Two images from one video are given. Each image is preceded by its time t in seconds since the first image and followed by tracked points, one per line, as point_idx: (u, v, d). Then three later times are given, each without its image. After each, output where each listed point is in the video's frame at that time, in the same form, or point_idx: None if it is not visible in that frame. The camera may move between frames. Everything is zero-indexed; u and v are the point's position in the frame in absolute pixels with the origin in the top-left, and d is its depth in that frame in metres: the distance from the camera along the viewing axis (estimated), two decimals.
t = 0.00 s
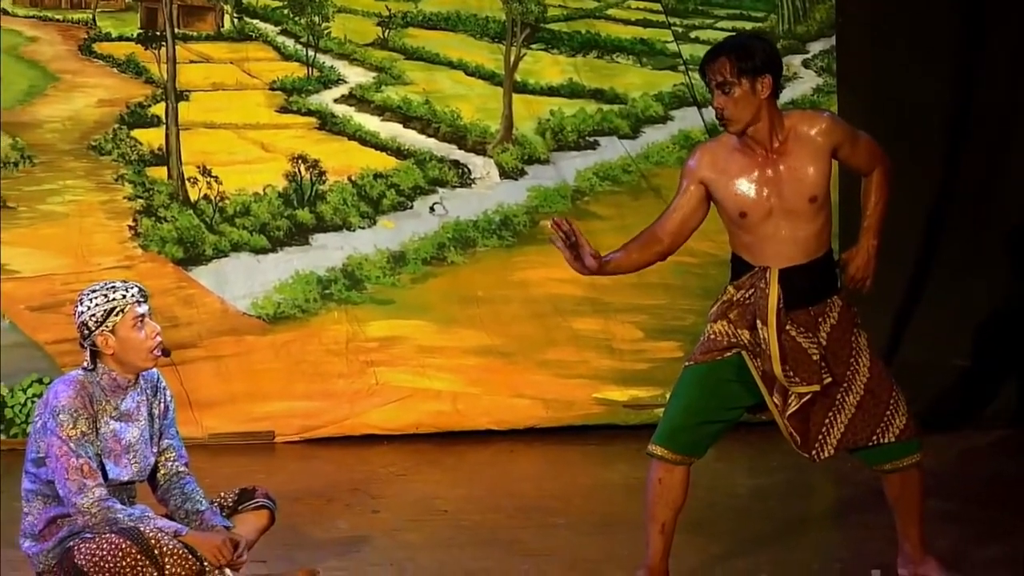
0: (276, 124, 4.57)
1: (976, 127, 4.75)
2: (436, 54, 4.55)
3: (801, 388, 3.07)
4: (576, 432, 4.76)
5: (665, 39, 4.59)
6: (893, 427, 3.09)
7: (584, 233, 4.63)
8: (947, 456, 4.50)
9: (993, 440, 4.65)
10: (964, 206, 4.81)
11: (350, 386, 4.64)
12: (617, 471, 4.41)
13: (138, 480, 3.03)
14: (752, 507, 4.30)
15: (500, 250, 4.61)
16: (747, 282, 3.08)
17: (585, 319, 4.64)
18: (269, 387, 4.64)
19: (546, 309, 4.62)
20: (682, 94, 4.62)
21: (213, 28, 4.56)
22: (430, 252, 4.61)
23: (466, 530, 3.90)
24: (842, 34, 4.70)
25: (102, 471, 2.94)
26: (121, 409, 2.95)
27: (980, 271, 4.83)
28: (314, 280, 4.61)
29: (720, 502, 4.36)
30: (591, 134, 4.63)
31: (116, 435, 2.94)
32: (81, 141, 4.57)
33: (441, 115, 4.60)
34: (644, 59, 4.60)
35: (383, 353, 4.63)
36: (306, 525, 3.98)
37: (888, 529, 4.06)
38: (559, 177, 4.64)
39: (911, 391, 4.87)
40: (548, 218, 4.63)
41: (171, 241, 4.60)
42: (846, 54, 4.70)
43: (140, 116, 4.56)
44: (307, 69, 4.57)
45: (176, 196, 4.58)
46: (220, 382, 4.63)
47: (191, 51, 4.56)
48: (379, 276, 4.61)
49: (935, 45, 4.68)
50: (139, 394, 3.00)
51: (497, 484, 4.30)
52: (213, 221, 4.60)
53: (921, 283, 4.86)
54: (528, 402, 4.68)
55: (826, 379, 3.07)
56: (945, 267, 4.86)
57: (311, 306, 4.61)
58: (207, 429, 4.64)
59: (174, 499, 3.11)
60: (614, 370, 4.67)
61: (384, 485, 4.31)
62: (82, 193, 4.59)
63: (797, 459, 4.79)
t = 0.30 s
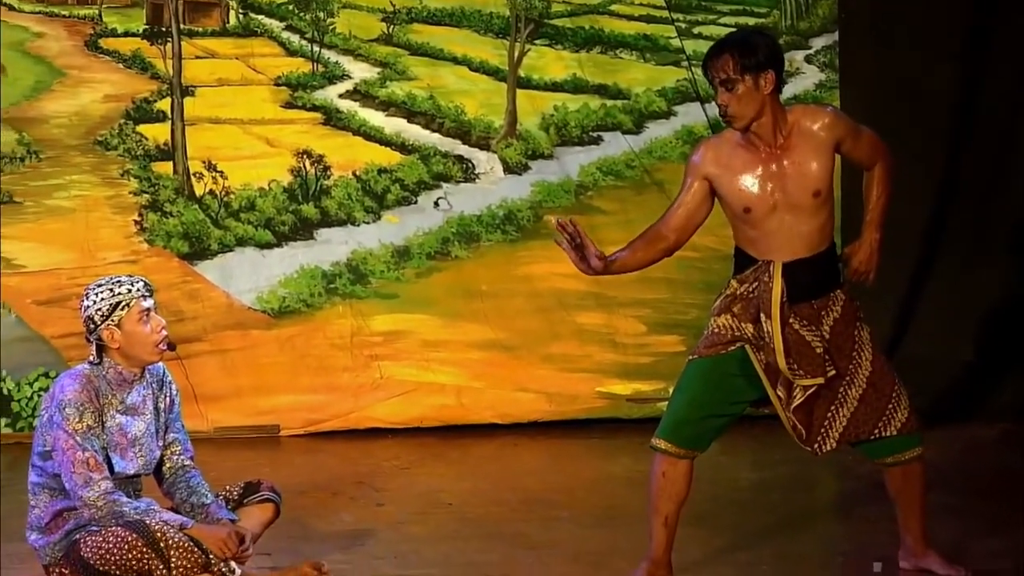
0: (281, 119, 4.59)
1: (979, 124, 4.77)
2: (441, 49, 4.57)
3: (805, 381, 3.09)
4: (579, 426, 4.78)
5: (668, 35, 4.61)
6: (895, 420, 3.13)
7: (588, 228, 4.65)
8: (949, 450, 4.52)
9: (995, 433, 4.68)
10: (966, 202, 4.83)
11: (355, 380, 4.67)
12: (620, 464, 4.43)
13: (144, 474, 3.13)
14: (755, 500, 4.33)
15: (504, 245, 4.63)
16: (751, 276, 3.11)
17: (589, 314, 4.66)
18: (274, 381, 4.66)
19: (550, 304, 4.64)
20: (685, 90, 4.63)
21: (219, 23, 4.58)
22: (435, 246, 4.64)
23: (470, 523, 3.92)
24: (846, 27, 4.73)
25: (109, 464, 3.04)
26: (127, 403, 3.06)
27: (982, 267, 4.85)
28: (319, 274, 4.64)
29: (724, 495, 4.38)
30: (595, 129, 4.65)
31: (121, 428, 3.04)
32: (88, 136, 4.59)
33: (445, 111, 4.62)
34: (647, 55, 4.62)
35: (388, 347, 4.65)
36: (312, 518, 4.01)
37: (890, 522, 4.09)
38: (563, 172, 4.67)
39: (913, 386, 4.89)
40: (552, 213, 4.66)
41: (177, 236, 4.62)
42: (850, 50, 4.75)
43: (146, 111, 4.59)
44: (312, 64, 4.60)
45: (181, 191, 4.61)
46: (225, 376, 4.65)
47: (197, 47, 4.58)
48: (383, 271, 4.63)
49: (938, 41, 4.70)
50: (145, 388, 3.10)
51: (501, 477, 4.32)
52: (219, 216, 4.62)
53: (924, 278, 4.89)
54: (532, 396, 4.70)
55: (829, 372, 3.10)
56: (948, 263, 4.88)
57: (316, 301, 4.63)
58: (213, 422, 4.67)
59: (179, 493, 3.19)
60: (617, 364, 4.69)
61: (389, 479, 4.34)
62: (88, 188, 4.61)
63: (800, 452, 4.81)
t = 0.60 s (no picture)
0: (290, 121, 4.77)
1: (965, 125, 4.96)
2: (444, 54, 4.75)
3: (795, 373, 3.27)
4: (577, 416, 4.96)
5: (663, 40, 4.79)
6: (881, 410, 3.31)
7: (585, 226, 4.83)
8: (934, 441, 4.69)
9: (977, 424, 4.86)
10: (952, 201, 5.01)
11: (361, 371, 4.84)
12: (616, 453, 4.61)
13: (158, 461, 3.31)
14: (746, 488, 4.51)
15: (505, 242, 4.82)
16: (743, 272, 3.28)
17: (586, 308, 4.84)
18: (283, 372, 4.84)
19: (549, 299, 4.82)
20: (679, 92, 4.82)
21: (230, 28, 4.76)
22: (438, 243, 4.82)
23: (473, 510, 4.09)
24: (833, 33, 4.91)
25: (125, 453, 3.22)
26: (141, 394, 3.24)
27: (966, 263, 5.03)
28: (326, 270, 4.81)
29: (716, 483, 4.56)
30: (592, 130, 4.83)
31: (136, 419, 3.22)
32: (104, 137, 4.77)
33: (448, 113, 4.80)
34: (643, 59, 4.80)
35: (393, 340, 4.83)
36: (320, 505, 4.18)
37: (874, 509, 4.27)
38: (562, 172, 4.84)
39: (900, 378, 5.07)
40: (551, 211, 4.83)
41: (190, 233, 4.80)
42: (839, 55, 4.91)
43: (160, 113, 4.77)
44: (320, 68, 4.78)
45: (194, 190, 4.79)
46: (236, 368, 4.83)
47: (209, 51, 4.75)
48: (389, 267, 4.81)
49: (928, 45, 4.88)
50: (159, 380, 3.29)
51: (502, 466, 4.50)
52: (230, 214, 4.80)
53: (910, 275, 5.05)
54: (531, 387, 4.88)
55: (818, 364, 3.28)
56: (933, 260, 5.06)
57: (324, 295, 4.81)
58: (224, 412, 4.84)
59: (192, 481, 3.38)
60: (614, 356, 4.87)
61: (394, 467, 4.52)
62: (104, 187, 4.78)
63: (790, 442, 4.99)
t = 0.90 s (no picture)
0: (297, 124, 4.92)
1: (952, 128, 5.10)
2: (446, 59, 4.91)
3: (785, 367, 3.41)
4: (575, 411, 5.10)
5: (658, 45, 4.94)
6: (868, 404, 3.44)
7: (583, 225, 4.97)
8: (922, 435, 4.84)
9: (964, 418, 5.01)
10: (940, 201, 5.16)
11: (365, 367, 4.99)
12: (613, 446, 4.75)
13: (169, 454, 3.47)
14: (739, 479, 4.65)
15: (505, 241, 4.97)
16: (734, 270, 3.43)
17: (584, 306, 4.98)
18: (289, 368, 4.98)
19: (548, 297, 4.97)
20: (674, 96, 4.96)
21: (238, 34, 4.91)
22: (440, 243, 4.97)
23: (474, 501, 4.24)
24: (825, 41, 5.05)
25: (137, 445, 3.39)
26: (152, 389, 3.39)
27: (954, 261, 5.18)
28: (331, 269, 4.97)
29: (710, 475, 4.70)
30: (589, 133, 4.98)
31: (147, 412, 3.38)
32: (116, 140, 4.92)
33: (450, 116, 4.95)
34: (638, 64, 4.96)
35: (397, 336, 4.98)
36: (325, 496, 4.32)
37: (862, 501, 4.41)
38: (560, 173, 4.99)
39: (889, 374, 5.22)
40: (549, 211, 4.98)
41: (199, 233, 4.95)
42: (831, 59, 5.05)
43: (170, 116, 4.92)
44: (325, 72, 4.93)
45: (203, 191, 4.94)
46: (244, 364, 4.98)
47: (218, 56, 4.90)
48: (392, 265, 4.96)
49: (913, 51, 5.03)
50: (169, 375, 3.43)
51: (502, 459, 4.64)
52: (239, 214, 4.95)
53: (899, 274, 5.19)
54: (531, 382, 5.03)
55: (807, 359, 3.42)
56: (922, 259, 5.19)
57: (329, 293, 4.96)
58: (232, 407, 4.99)
59: (201, 472, 3.51)
60: (610, 352, 5.02)
61: (398, 459, 4.66)
62: (116, 188, 4.94)
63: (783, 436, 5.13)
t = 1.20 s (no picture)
0: (297, 123, 4.95)
1: (948, 128, 5.10)
2: (445, 58, 4.93)
3: (753, 364, 3.44)
4: (574, 408, 5.13)
5: (656, 45, 4.97)
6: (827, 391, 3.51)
7: (582, 224, 5.00)
8: (919, 434, 4.86)
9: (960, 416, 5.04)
10: (936, 202, 5.15)
11: (364, 365, 5.02)
12: (611, 444, 4.78)
13: (169, 452, 3.49)
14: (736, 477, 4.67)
15: (504, 239, 4.99)
16: (692, 274, 3.43)
17: (583, 304, 5.00)
18: (289, 366, 5.01)
19: (546, 295, 5.00)
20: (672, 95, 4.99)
21: (238, 34, 4.94)
22: (439, 241, 4.99)
23: (473, 498, 4.26)
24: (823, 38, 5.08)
25: (137, 443, 3.41)
26: (153, 386, 3.42)
27: (949, 262, 5.17)
28: (331, 267, 4.99)
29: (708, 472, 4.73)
30: (588, 132, 5.00)
31: (148, 410, 3.40)
32: (117, 139, 4.95)
33: (449, 115, 4.98)
34: (637, 64, 4.98)
35: (396, 334, 5.00)
36: (324, 494, 4.34)
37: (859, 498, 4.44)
38: (559, 172, 5.02)
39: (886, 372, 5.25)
40: (548, 209, 5.00)
41: (200, 231, 4.97)
42: (828, 58, 5.08)
43: (171, 116, 4.95)
44: (324, 72, 4.95)
45: (204, 190, 4.96)
46: (244, 362, 5.00)
47: (218, 55, 4.93)
48: (392, 264, 4.99)
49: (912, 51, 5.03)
50: (169, 373, 3.45)
51: (501, 456, 4.67)
52: (239, 213, 4.97)
53: (895, 274, 5.18)
54: (529, 379, 5.06)
55: (771, 354, 3.46)
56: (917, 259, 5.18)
57: (329, 291, 4.99)
58: (232, 404, 5.01)
59: (202, 470, 3.53)
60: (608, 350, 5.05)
61: (397, 457, 4.68)
62: (117, 187, 4.96)
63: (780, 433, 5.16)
